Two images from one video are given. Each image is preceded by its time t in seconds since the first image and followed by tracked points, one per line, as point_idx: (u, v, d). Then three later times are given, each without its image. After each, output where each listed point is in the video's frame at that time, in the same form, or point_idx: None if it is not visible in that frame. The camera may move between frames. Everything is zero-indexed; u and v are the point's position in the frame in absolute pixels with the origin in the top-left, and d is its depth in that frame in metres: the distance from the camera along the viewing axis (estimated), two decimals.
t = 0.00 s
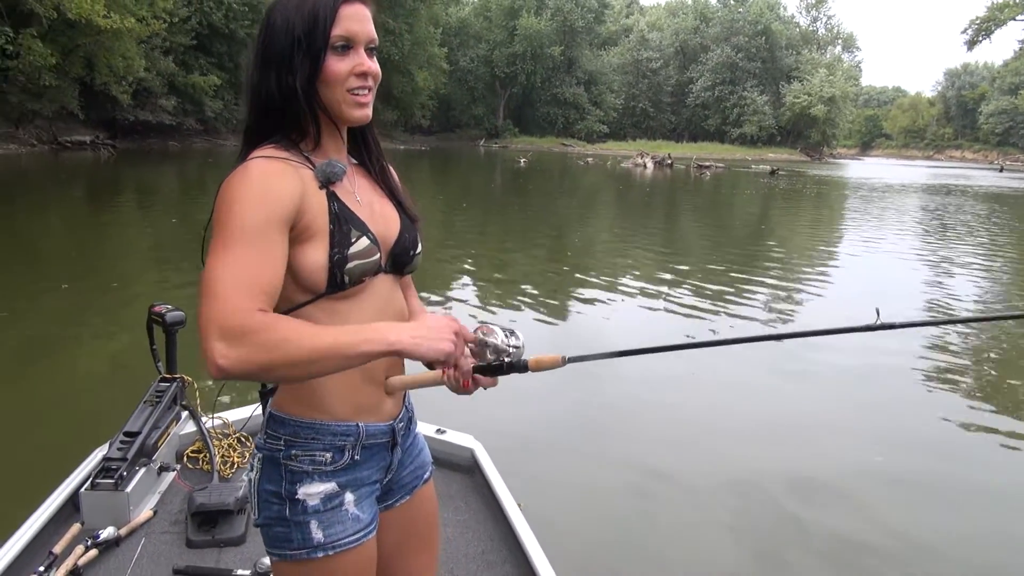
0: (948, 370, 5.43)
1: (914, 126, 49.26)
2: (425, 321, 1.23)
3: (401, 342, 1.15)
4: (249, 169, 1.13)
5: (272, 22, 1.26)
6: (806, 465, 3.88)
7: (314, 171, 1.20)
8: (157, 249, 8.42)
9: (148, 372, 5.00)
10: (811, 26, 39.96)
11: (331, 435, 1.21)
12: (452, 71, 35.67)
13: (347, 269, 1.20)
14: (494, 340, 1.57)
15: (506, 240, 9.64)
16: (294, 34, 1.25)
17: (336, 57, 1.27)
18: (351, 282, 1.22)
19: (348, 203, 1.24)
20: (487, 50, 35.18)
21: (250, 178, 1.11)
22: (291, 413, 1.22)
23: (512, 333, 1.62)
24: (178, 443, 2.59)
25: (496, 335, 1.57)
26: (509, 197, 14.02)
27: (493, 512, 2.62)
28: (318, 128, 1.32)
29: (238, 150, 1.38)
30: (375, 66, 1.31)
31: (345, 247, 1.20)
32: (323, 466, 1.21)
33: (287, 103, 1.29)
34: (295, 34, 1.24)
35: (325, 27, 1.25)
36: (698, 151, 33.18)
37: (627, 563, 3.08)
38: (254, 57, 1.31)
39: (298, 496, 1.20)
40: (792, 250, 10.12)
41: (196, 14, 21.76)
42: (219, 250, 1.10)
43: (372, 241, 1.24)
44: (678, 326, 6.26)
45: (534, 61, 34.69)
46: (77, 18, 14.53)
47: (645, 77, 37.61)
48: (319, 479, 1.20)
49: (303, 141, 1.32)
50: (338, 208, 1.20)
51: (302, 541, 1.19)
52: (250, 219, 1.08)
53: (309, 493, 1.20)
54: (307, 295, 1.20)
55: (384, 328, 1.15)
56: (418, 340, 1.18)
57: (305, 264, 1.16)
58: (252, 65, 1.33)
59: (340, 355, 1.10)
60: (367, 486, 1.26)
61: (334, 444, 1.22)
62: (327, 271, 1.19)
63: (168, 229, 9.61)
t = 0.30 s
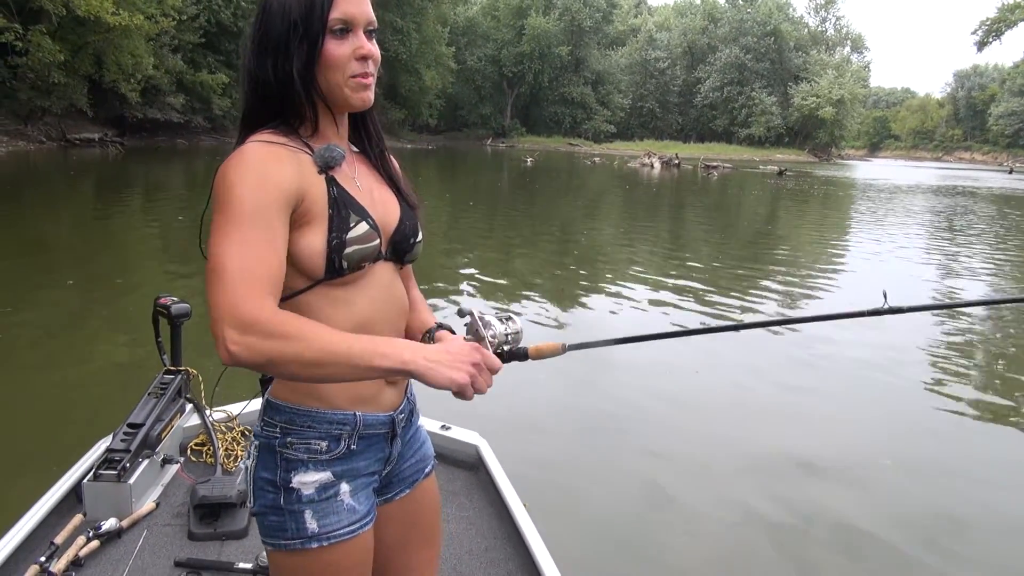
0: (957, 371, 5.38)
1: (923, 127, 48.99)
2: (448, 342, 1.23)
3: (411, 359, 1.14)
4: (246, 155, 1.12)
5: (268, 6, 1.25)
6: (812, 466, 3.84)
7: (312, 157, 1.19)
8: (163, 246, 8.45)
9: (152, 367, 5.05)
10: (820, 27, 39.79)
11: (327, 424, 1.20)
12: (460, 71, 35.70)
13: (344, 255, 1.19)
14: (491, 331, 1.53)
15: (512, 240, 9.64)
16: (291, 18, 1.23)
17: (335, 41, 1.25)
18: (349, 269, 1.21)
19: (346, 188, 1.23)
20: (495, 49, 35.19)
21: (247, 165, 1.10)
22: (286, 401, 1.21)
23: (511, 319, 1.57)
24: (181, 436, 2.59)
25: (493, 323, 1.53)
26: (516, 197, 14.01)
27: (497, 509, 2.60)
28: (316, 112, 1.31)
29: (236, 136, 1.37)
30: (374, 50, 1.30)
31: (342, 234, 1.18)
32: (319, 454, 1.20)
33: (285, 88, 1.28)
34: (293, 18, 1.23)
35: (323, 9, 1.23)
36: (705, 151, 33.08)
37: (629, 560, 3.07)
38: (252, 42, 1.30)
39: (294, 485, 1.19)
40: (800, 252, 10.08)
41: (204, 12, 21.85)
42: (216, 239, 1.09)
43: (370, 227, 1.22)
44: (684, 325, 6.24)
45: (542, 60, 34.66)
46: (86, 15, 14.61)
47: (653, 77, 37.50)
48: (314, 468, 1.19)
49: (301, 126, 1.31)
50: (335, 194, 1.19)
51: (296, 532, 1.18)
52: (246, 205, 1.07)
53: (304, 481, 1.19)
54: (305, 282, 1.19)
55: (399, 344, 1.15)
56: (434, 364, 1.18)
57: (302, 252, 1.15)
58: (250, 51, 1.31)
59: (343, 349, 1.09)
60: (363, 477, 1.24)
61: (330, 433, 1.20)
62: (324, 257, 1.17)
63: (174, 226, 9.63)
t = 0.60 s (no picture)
0: (968, 378, 5.33)
1: (930, 132, 48.84)
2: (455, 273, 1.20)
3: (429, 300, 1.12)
4: (250, 140, 1.11)
5: None
6: (822, 472, 3.81)
7: (318, 144, 1.18)
8: (171, 252, 8.48)
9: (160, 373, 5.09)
10: (826, 32, 39.74)
11: (334, 413, 1.19)
12: (466, 78, 35.84)
13: (351, 242, 1.18)
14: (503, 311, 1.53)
15: (518, 245, 9.64)
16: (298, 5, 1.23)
17: (340, 25, 1.25)
18: (356, 255, 1.20)
19: (353, 175, 1.22)
20: (501, 56, 35.31)
21: (251, 148, 1.09)
22: (294, 389, 1.20)
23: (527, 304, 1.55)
24: (190, 436, 2.59)
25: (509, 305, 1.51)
26: (523, 202, 14.04)
27: (507, 510, 2.58)
28: (322, 98, 1.30)
29: (241, 125, 1.37)
30: (380, 35, 1.29)
31: (348, 219, 1.17)
32: (327, 445, 1.18)
33: (291, 74, 1.28)
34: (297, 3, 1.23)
35: None
36: (712, 157, 33.05)
37: (640, 564, 3.05)
38: (256, 28, 1.29)
39: (301, 476, 1.17)
40: (808, 256, 10.02)
41: (211, 21, 22.02)
42: (222, 221, 1.08)
43: (378, 214, 1.21)
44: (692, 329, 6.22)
45: (548, 67, 34.76)
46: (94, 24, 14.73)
47: (659, 83, 37.53)
48: (322, 458, 1.18)
49: (307, 113, 1.30)
50: (342, 180, 1.18)
51: (304, 523, 1.17)
52: (250, 188, 1.06)
53: (312, 472, 1.17)
54: (313, 270, 1.18)
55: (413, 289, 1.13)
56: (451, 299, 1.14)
57: (310, 239, 1.15)
58: (255, 38, 1.31)
59: (348, 323, 1.07)
60: (371, 468, 1.23)
61: (338, 424, 1.19)
62: (331, 243, 1.17)
63: (181, 233, 9.69)
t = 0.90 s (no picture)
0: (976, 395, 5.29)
1: (933, 150, 48.92)
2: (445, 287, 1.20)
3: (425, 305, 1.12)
4: (260, 134, 1.11)
5: None
6: (831, 490, 3.77)
7: (328, 141, 1.19)
8: (177, 271, 8.52)
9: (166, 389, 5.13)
10: (828, 51, 39.97)
11: (344, 413, 1.18)
12: (471, 98, 36.14)
13: (362, 239, 1.18)
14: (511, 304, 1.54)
15: (523, 262, 9.65)
16: None
17: (349, 19, 1.26)
18: (366, 252, 1.20)
19: (363, 172, 1.22)
20: (505, 76, 35.59)
21: (262, 142, 1.10)
22: (302, 389, 1.19)
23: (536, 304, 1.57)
24: (196, 448, 2.57)
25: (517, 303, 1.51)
26: (528, 221, 14.10)
27: (516, 521, 2.56)
28: (332, 95, 1.31)
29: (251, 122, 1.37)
30: (389, 29, 1.30)
31: (359, 216, 1.17)
32: (336, 446, 1.17)
33: (300, 70, 1.28)
34: None
35: None
36: (716, 175, 33.10)
37: None
38: (266, 26, 1.30)
39: (310, 478, 1.16)
40: (813, 274, 9.99)
41: (219, 43, 22.28)
42: (230, 213, 1.08)
43: (387, 212, 1.21)
44: (698, 345, 6.19)
45: (552, 87, 34.98)
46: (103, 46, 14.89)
47: (662, 102, 37.75)
48: (332, 459, 1.17)
49: (318, 110, 1.31)
50: (352, 176, 1.18)
51: (313, 526, 1.16)
52: (261, 181, 1.07)
53: (321, 473, 1.16)
54: (322, 267, 1.18)
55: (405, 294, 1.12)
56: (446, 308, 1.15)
57: (320, 235, 1.15)
58: (265, 34, 1.32)
59: (356, 313, 1.07)
60: (381, 470, 1.22)
61: (348, 424, 1.18)
62: (342, 241, 1.17)
63: (187, 252, 9.73)
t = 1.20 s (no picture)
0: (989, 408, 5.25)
1: (941, 160, 48.82)
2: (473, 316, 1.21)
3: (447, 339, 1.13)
4: (267, 129, 1.12)
5: None
6: (841, 506, 3.75)
7: (334, 137, 1.20)
8: (185, 285, 8.58)
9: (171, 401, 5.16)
10: (834, 63, 40.02)
11: (343, 412, 1.18)
12: (477, 112, 36.39)
13: (366, 237, 1.19)
14: (514, 306, 1.61)
15: (530, 275, 9.63)
16: None
17: (356, 13, 1.28)
18: (370, 250, 1.21)
19: (368, 169, 1.23)
20: (511, 91, 35.73)
21: (267, 138, 1.10)
22: (303, 388, 1.19)
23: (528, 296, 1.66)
24: (205, 456, 2.57)
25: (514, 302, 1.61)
26: (534, 234, 14.14)
27: (525, 528, 2.55)
28: (338, 90, 1.33)
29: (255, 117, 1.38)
30: (396, 24, 1.32)
31: (364, 213, 1.19)
32: (334, 444, 1.17)
33: (306, 64, 1.30)
34: None
35: None
36: (723, 187, 33.11)
37: None
38: (272, 19, 1.32)
39: (308, 476, 1.16)
40: (823, 285, 9.94)
41: (227, 60, 22.50)
42: (233, 209, 1.09)
43: (392, 209, 1.23)
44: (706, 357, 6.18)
45: (558, 101, 35.13)
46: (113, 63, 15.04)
47: (668, 115, 37.84)
48: (330, 457, 1.16)
49: (322, 104, 1.33)
50: (357, 173, 1.19)
51: (311, 525, 1.15)
52: (265, 178, 1.07)
53: (319, 472, 1.16)
54: (325, 264, 1.19)
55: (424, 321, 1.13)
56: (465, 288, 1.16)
57: (325, 232, 1.16)
58: (270, 27, 1.34)
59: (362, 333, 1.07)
60: (380, 469, 1.22)
61: (347, 422, 1.18)
62: (345, 238, 1.18)
63: (195, 266, 9.77)
